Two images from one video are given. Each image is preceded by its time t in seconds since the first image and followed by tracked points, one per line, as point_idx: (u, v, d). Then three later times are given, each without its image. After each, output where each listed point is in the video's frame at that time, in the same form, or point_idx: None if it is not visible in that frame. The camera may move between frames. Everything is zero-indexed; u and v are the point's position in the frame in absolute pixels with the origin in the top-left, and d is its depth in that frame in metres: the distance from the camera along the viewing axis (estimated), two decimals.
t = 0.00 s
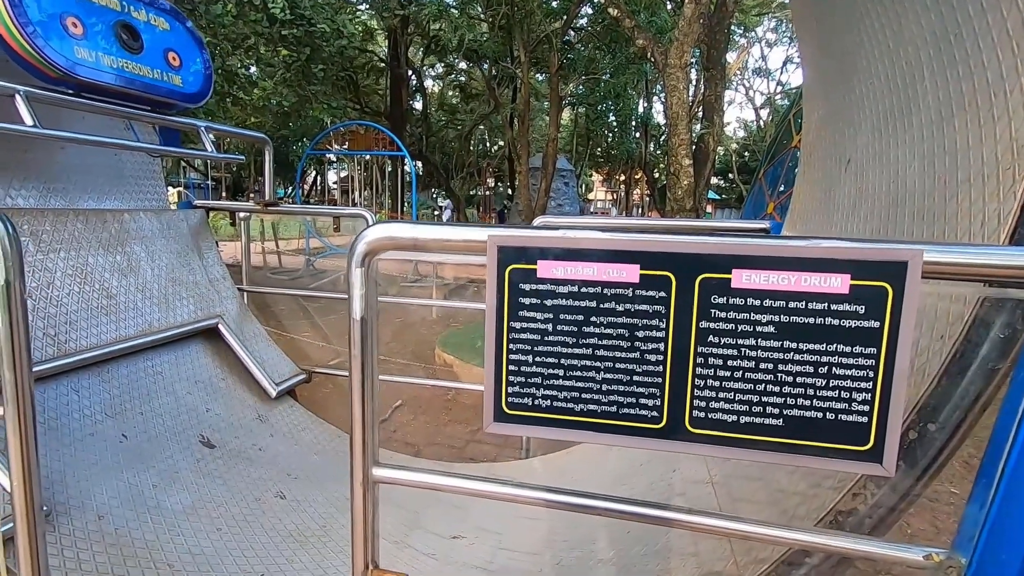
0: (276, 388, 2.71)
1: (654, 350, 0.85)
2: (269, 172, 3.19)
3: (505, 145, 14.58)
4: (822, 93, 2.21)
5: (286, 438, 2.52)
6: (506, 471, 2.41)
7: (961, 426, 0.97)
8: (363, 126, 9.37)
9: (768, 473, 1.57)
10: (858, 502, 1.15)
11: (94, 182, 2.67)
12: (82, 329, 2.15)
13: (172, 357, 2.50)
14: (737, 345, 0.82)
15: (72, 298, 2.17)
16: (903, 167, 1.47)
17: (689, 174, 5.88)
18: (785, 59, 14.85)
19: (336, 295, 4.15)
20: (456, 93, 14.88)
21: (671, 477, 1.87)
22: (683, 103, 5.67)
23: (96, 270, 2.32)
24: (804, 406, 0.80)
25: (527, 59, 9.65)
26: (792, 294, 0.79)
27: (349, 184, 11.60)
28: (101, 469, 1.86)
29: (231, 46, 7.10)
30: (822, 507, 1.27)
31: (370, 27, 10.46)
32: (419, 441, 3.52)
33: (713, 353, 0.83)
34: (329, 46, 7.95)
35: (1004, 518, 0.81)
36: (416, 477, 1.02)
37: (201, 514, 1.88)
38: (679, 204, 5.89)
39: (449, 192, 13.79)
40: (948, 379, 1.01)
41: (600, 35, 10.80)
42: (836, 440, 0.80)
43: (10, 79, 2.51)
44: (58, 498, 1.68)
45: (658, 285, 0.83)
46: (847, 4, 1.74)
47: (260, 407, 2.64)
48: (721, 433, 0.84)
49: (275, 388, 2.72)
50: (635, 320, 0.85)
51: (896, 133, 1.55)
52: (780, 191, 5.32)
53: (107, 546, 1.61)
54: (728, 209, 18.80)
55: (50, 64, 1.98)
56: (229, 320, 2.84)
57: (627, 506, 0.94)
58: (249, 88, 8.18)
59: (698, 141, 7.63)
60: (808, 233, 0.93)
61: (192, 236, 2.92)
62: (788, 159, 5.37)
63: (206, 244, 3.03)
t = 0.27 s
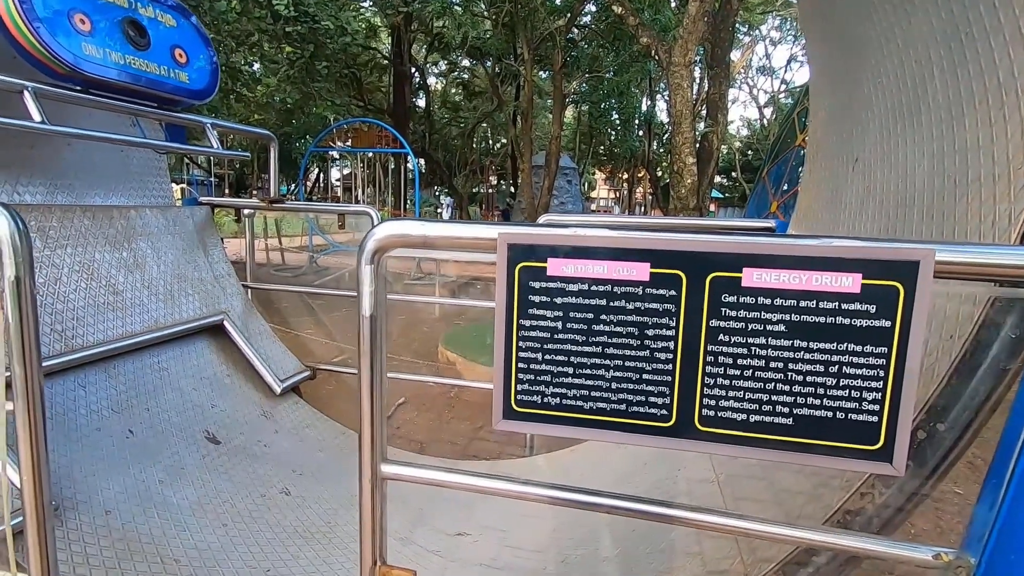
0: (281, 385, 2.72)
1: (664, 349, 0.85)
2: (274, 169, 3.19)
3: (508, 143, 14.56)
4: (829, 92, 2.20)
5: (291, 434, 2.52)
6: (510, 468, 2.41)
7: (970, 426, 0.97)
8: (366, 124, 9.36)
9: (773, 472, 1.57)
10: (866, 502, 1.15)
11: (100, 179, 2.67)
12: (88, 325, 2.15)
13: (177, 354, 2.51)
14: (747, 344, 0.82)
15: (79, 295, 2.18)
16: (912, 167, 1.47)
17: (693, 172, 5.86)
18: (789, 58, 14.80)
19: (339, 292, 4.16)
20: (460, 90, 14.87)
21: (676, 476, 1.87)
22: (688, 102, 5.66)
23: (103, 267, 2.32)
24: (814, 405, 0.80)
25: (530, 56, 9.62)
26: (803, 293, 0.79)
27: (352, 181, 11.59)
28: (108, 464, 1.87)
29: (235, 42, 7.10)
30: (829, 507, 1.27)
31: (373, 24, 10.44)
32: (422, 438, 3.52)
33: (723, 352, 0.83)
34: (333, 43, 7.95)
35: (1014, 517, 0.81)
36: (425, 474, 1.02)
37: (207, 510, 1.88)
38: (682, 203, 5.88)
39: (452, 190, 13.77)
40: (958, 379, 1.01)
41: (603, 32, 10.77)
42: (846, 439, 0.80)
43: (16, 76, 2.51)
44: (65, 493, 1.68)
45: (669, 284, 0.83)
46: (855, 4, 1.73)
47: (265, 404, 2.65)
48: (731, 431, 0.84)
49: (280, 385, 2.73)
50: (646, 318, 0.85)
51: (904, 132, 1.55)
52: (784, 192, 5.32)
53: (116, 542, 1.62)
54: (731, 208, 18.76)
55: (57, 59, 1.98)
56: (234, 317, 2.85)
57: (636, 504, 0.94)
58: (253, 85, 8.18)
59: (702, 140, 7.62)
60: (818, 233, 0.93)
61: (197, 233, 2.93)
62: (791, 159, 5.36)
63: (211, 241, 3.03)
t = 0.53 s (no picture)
0: (284, 383, 2.72)
1: (672, 347, 0.85)
2: (279, 167, 3.20)
3: (510, 141, 14.56)
4: (835, 90, 2.20)
5: (295, 432, 2.53)
6: (513, 467, 2.41)
7: (977, 426, 0.98)
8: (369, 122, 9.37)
9: (777, 472, 1.58)
10: (872, 502, 1.15)
11: (106, 176, 2.68)
12: (94, 322, 2.16)
13: (182, 351, 2.52)
14: (755, 343, 0.82)
15: (85, 292, 2.19)
16: (919, 167, 1.47)
17: (696, 171, 5.86)
18: (792, 57, 14.79)
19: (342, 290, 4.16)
20: (462, 89, 14.86)
21: (680, 475, 1.87)
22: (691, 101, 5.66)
23: (108, 264, 2.33)
24: (822, 404, 0.81)
25: (533, 55, 9.61)
26: (811, 292, 0.79)
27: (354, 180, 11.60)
28: (114, 461, 1.88)
29: (238, 41, 7.12)
30: (834, 506, 1.27)
31: (376, 22, 10.44)
32: (425, 436, 3.52)
33: (731, 351, 0.83)
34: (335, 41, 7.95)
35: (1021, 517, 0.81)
36: (433, 471, 1.02)
37: (212, 506, 1.89)
38: (685, 202, 5.88)
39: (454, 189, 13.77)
40: (965, 379, 1.01)
41: (606, 31, 10.76)
42: (853, 438, 0.80)
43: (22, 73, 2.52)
44: (72, 489, 1.69)
45: (678, 283, 0.83)
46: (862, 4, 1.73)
47: (269, 401, 2.65)
48: (738, 430, 0.84)
49: (283, 382, 2.74)
50: (654, 317, 0.85)
51: (912, 132, 1.55)
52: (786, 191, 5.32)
53: (122, 538, 1.62)
54: (733, 207, 18.75)
55: (64, 57, 1.99)
56: (238, 314, 2.85)
57: (642, 503, 0.94)
58: (256, 83, 8.18)
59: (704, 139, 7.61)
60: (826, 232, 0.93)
61: (201, 231, 2.93)
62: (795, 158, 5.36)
63: (216, 239, 3.04)
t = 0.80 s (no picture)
0: (287, 382, 2.73)
1: (678, 347, 0.86)
2: (282, 167, 3.21)
3: (512, 141, 14.56)
4: (838, 91, 2.20)
5: (298, 431, 2.53)
6: (516, 466, 2.42)
7: (981, 426, 0.98)
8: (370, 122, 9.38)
9: (780, 472, 1.58)
10: (876, 501, 1.16)
11: (109, 175, 2.68)
12: (98, 321, 2.16)
13: (186, 350, 2.52)
14: (760, 342, 0.82)
15: (90, 291, 2.19)
16: (923, 167, 1.47)
17: (698, 171, 5.86)
18: (794, 57, 14.79)
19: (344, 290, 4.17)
20: (464, 88, 14.87)
21: (683, 474, 1.87)
22: (693, 101, 5.66)
23: (112, 263, 2.34)
24: (827, 404, 0.81)
25: (534, 55, 9.62)
26: (816, 292, 0.79)
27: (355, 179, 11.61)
28: (119, 459, 1.88)
29: (240, 40, 7.13)
30: (838, 506, 1.27)
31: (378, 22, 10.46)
32: (427, 435, 3.53)
33: (736, 350, 0.83)
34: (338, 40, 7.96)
35: None
36: (438, 470, 1.02)
37: (215, 505, 1.90)
38: (687, 202, 5.88)
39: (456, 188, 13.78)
40: (970, 379, 1.02)
41: (608, 31, 10.76)
42: (859, 437, 0.80)
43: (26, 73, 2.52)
44: (77, 488, 1.70)
45: (683, 282, 0.84)
46: (866, 4, 1.73)
47: (272, 401, 2.66)
48: (744, 429, 0.84)
49: (287, 382, 2.74)
50: (659, 316, 0.85)
51: (915, 132, 1.55)
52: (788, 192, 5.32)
53: (127, 536, 1.63)
54: (734, 207, 18.75)
55: (68, 56, 1.99)
56: (241, 314, 2.86)
57: (648, 502, 0.94)
58: (258, 83, 8.20)
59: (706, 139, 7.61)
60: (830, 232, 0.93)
61: (205, 231, 2.94)
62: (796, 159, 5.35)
63: (219, 239, 3.04)
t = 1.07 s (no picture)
0: (289, 382, 2.73)
1: (680, 347, 0.86)
2: (283, 167, 3.21)
3: (512, 142, 14.56)
4: (840, 93, 2.20)
5: (299, 431, 2.53)
6: (517, 466, 2.42)
7: (983, 428, 0.98)
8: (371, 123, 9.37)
9: (782, 472, 1.58)
10: (879, 502, 1.16)
11: (111, 176, 2.68)
12: (101, 321, 2.17)
13: (187, 350, 2.52)
14: (764, 343, 0.82)
15: (91, 291, 2.20)
16: (925, 168, 1.47)
17: (698, 171, 5.85)
18: (795, 57, 14.78)
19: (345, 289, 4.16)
20: (464, 89, 14.87)
21: (684, 474, 1.87)
22: (693, 103, 5.65)
23: (114, 263, 2.33)
24: (830, 404, 0.81)
25: (535, 56, 9.62)
26: (818, 292, 0.79)
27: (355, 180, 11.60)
28: (121, 459, 1.89)
29: (241, 41, 7.14)
30: (841, 506, 1.27)
31: (378, 23, 10.45)
32: (429, 436, 3.53)
33: (739, 351, 0.84)
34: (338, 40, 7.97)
35: None
36: (441, 470, 1.03)
37: (217, 505, 1.90)
38: (687, 203, 5.88)
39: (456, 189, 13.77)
40: (973, 380, 1.02)
41: (609, 32, 10.75)
42: (860, 437, 0.80)
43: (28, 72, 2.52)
44: (79, 488, 1.70)
45: (687, 283, 0.84)
46: (868, 5, 1.74)
47: (273, 401, 2.66)
48: (747, 430, 0.85)
49: (288, 382, 2.74)
50: (662, 317, 0.86)
51: (917, 133, 1.56)
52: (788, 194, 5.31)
53: (128, 536, 1.63)
54: (734, 208, 18.75)
55: (71, 56, 2.00)
56: (243, 314, 2.86)
57: (650, 502, 0.94)
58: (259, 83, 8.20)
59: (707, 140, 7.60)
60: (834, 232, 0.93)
61: (207, 231, 2.94)
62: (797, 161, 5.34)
63: (221, 239, 3.05)
